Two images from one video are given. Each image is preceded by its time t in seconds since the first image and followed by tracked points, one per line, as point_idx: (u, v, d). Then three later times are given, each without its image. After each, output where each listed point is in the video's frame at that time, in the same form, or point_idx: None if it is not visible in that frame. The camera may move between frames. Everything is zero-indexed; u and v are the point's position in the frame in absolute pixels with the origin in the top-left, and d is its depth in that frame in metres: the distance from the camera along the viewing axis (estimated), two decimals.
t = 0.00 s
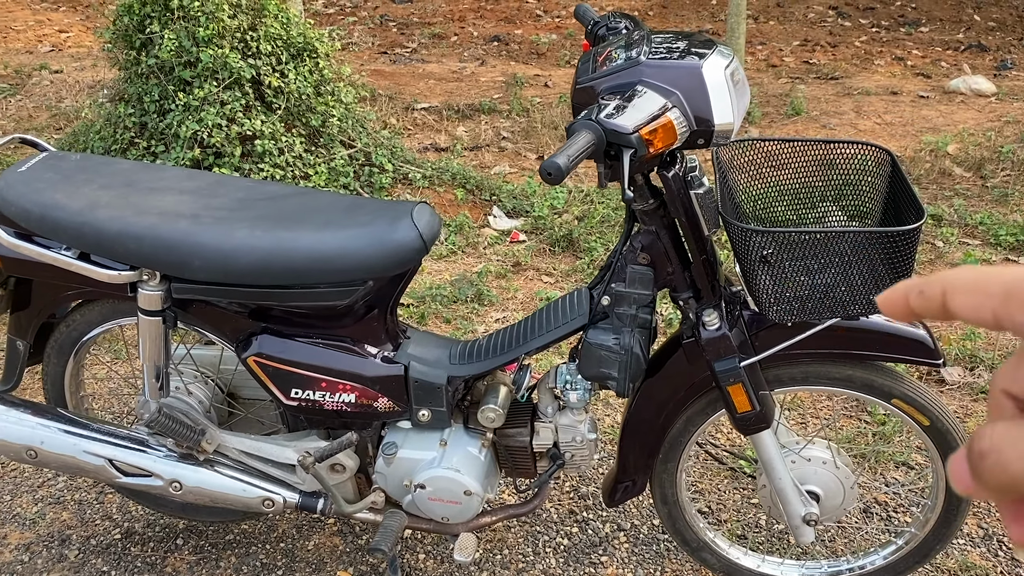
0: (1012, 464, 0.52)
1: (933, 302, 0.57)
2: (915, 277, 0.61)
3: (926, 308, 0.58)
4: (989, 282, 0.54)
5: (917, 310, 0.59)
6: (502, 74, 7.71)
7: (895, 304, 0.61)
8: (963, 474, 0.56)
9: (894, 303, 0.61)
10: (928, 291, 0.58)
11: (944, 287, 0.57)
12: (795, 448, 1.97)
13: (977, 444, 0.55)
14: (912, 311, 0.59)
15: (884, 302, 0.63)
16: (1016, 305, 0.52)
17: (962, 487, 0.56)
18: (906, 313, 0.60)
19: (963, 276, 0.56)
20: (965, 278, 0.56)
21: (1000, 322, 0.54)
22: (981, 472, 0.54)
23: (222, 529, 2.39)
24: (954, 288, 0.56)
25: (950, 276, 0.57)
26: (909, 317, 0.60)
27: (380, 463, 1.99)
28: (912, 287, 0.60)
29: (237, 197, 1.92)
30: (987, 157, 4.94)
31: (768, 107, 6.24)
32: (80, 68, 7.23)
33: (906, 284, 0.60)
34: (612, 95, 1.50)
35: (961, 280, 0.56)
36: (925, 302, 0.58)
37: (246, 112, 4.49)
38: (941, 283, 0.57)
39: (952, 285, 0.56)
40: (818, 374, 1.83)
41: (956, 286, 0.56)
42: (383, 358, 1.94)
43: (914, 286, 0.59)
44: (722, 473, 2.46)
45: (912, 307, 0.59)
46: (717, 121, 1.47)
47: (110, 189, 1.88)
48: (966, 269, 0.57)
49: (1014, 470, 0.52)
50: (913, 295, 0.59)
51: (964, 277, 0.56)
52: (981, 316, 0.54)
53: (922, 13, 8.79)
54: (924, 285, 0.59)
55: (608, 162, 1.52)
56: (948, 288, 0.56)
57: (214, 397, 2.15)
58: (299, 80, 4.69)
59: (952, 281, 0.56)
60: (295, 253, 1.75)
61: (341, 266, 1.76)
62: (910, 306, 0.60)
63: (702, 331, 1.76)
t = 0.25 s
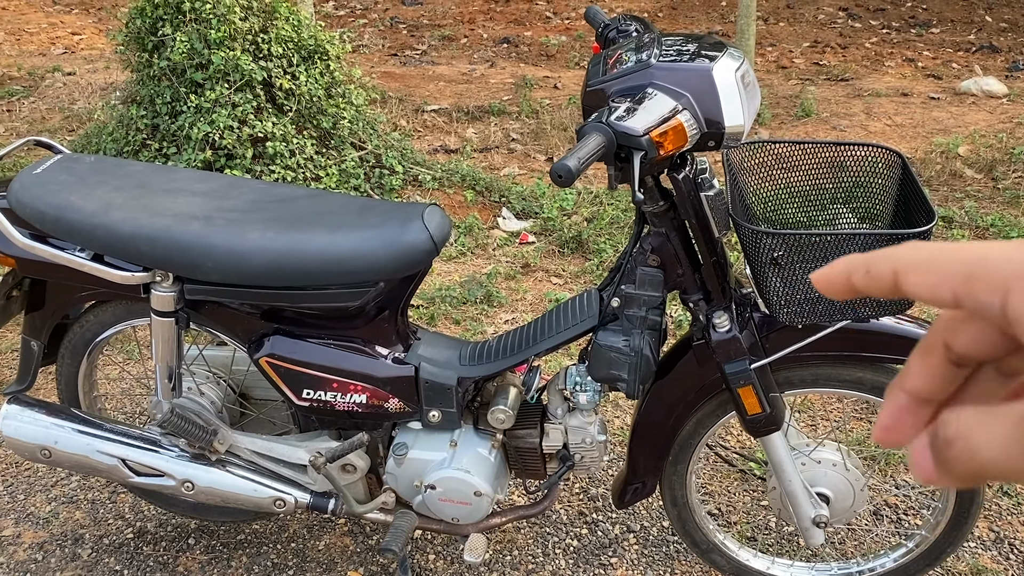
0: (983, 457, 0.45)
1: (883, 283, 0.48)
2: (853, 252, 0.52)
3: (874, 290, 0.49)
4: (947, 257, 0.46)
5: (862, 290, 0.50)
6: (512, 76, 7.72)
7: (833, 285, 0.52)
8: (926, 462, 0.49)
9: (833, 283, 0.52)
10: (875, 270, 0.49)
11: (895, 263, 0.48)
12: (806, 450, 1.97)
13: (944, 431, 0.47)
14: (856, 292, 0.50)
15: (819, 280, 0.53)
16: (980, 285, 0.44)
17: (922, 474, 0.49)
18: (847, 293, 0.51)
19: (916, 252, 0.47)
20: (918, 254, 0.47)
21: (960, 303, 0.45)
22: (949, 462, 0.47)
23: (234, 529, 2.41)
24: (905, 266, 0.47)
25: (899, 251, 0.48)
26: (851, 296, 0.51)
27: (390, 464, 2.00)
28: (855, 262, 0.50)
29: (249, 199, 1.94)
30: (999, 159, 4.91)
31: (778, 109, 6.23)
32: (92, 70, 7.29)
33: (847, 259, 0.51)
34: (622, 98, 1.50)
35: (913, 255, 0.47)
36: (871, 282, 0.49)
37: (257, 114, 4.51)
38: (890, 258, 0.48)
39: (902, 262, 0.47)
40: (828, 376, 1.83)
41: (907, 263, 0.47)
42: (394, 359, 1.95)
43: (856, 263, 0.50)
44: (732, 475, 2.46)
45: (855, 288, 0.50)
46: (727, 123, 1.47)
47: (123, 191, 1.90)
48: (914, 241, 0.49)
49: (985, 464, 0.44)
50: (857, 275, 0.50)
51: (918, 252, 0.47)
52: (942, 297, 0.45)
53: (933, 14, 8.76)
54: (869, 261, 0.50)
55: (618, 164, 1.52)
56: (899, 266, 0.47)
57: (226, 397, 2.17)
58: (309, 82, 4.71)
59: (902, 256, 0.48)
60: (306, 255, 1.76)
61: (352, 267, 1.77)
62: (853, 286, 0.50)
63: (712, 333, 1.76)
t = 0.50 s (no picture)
0: (945, 415, 0.45)
1: (851, 229, 0.49)
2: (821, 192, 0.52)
3: (839, 234, 0.50)
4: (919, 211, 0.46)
5: (826, 232, 0.51)
6: (522, 77, 7.73)
7: (797, 222, 0.52)
8: (885, 419, 0.50)
9: (796, 220, 0.52)
10: (844, 215, 0.49)
11: (866, 213, 0.48)
12: (817, 451, 1.96)
13: (910, 389, 0.48)
14: (820, 231, 0.51)
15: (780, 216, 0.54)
16: (953, 246, 0.45)
17: (883, 434, 0.51)
18: (811, 232, 0.52)
19: (891, 203, 0.48)
20: (892, 203, 0.48)
21: (930, 260, 0.46)
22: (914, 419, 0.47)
23: (247, 528, 2.43)
24: (878, 217, 0.48)
25: (871, 199, 0.49)
26: (814, 235, 0.52)
27: (403, 463, 2.01)
28: (819, 205, 0.51)
29: (264, 200, 1.95)
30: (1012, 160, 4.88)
31: (789, 110, 6.21)
32: (104, 72, 7.34)
33: (814, 200, 0.52)
34: (635, 99, 1.51)
35: (886, 205, 0.48)
36: (838, 227, 0.50)
37: (269, 115, 4.53)
38: (862, 205, 0.49)
39: (874, 212, 0.48)
40: (840, 377, 1.83)
41: (880, 214, 0.48)
42: (407, 359, 1.96)
43: (824, 204, 0.51)
44: (743, 476, 2.46)
45: (821, 229, 0.51)
46: (740, 124, 1.47)
47: (139, 192, 1.92)
48: (887, 191, 0.49)
49: (948, 422, 0.45)
50: (824, 216, 0.50)
51: (892, 204, 0.48)
52: (910, 250, 0.47)
53: (944, 15, 8.72)
54: (838, 206, 0.50)
55: (632, 165, 1.52)
56: (870, 216, 0.48)
57: (240, 397, 2.18)
58: (321, 84, 4.73)
59: (875, 205, 0.48)
60: (320, 255, 1.77)
61: (366, 268, 1.78)
62: (818, 227, 0.51)
63: (725, 334, 1.77)
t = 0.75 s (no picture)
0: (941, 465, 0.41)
1: (836, 281, 0.47)
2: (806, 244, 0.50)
3: (824, 286, 0.48)
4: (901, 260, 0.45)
5: (812, 285, 0.49)
6: (530, 78, 7.73)
7: (783, 274, 0.50)
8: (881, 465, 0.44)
9: (782, 272, 0.50)
10: (830, 267, 0.48)
11: (849, 264, 0.47)
12: (825, 451, 1.96)
13: (902, 439, 0.44)
14: (806, 283, 0.49)
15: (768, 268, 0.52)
16: (935, 293, 0.43)
17: (879, 485, 0.45)
18: (797, 285, 0.50)
19: (875, 254, 0.47)
20: (875, 255, 0.46)
21: (910, 310, 0.45)
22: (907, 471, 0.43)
23: (255, 527, 2.43)
24: (862, 268, 0.46)
25: (855, 251, 0.47)
26: (799, 287, 0.50)
27: (410, 462, 2.01)
28: (805, 256, 0.49)
29: (272, 199, 1.96)
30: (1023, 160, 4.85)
31: (798, 110, 6.19)
32: (114, 73, 7.38)
33: (797, 252, 0.50)
34: (643, 97, 1.51)
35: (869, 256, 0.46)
36: (824, 279, 0.48)
37: (277, 116, 4.55)
38: (844, 258, 0.47)
39: (858, 263, 0.46)
40: (848, 376, 1.82)
41: (864, 265, 0.46)
42: (414, 358, 1.96)
43: (809, 255, 0.49)
44: (751, 476, 2.45)
45: (806, 281, 0.49)
46: (748, 122, 1.47)
47: (148, 191, 1.93)
48: (868, 244, 0.48)
49: (942, 472, 0.41)
50: (809, 268, 0.48)
51: (874, 255, 0.46)
52: (892, 301, 0.45)
53: (955, 14, 8.67)
54: (823, 257, 0.48)
55: (638, 164, 1.52)
56: (854, 268, 0.46)
57: (248, 395, 2.19)
58: (329, 84, 4.75)
59: (859, 257, 0.47)
60: (327, 254, 1.78)
61: (372, 267, 1.78)
62: (804, 279, 0.49)
63: (732, 333, 1.77)
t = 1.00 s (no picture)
0: (956, 450, 0.42)
1: (853, 272, 0.48)
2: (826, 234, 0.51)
3: (843, 277, 0.49)
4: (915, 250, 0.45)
5: (830, 276, 0.50)
6: (535, 79, 7.73)
7: (804, 266, 0.51)
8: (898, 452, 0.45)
9: (803, 265, 0.51)
10: (847, 259, 0.48)
11: (866, 254, 0.47)
12: (830, 453, 1.95)
13: (916, 424, 0.44)
14: (824, 275, 0.50)
15: (788, 262, 0.53)
16: (949, 281, 0.43)
17: (897, 471, 0.46)
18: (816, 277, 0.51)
19: (890, 244, 0.47)
20: (892, 245, 0.47)
21: (927, 299, 0.45)
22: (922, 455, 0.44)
23: (260, 528, 2.44)
24: (879, 259, 0.46)
25: (873, 242, 0.48)
26: (818, 279, 0.51)
27: (415, 463, 2.01)
28: (824, 248, 0.50)
29: (277, 201, 1.97)
30: None
31: (803, 111, 6.18)
32: (121, 74, 7.41)
33: (817, 244, 0.51)
34: (647, 99, 1.51)
35: (886, 247, 0.47)
36: (841, 270, 0.49)
37: (283, 118, 4.56)
38: (861, 249, 0.48)
39: (874, 254, 0.47)
40: (853, 378, 1.82)
41: (879, 255, 0.47)
42: (419, 359, 1.97)
43: (827, 247, 0.50)
44: (756, 478, 2.44)
45: (824, 272, 0.50)
46: (753, 124, 1.47)
47: (154, 193, 1.94)
48: (887, 234, 0.48)
49: (958, 457, 0.42)
50: (828, 259, 0.49)
51: (891, 246, 0.47)
52: (908, 292, 0.45)
53: (961, 15, 8.64)
54: (841, 249, 0.49)
55: (643, 165, 1.52)
56: (870, 258, 0.47)
57: (253, 396, 2.20)
58: (335, 86, 4.75)
59: (876, 248, 0.47)
60: (331, 256, 1.78)
61: (376, 268, 1.79)
62: (822, 271, 0.50)
63: (737, 335, 1.76)
